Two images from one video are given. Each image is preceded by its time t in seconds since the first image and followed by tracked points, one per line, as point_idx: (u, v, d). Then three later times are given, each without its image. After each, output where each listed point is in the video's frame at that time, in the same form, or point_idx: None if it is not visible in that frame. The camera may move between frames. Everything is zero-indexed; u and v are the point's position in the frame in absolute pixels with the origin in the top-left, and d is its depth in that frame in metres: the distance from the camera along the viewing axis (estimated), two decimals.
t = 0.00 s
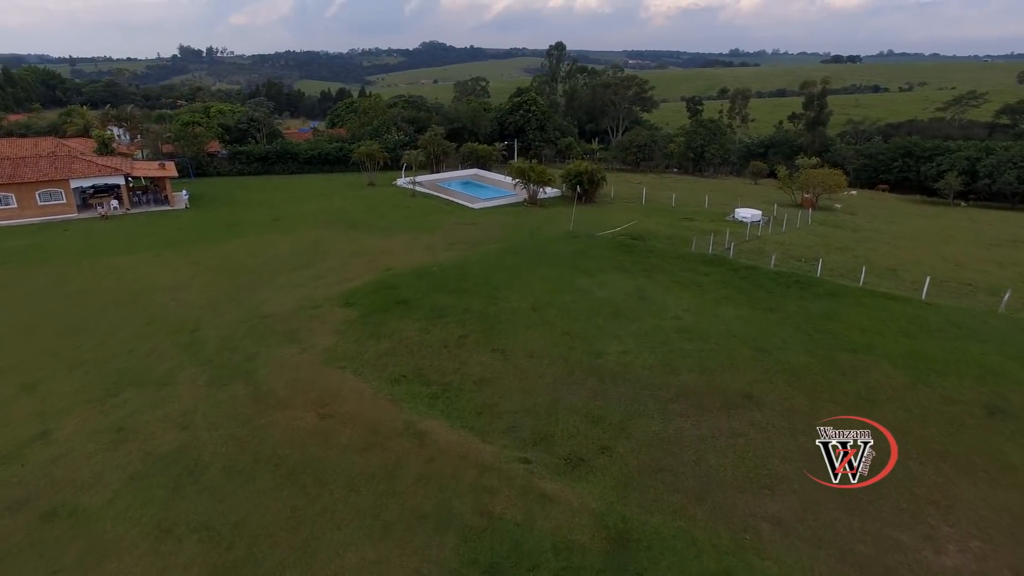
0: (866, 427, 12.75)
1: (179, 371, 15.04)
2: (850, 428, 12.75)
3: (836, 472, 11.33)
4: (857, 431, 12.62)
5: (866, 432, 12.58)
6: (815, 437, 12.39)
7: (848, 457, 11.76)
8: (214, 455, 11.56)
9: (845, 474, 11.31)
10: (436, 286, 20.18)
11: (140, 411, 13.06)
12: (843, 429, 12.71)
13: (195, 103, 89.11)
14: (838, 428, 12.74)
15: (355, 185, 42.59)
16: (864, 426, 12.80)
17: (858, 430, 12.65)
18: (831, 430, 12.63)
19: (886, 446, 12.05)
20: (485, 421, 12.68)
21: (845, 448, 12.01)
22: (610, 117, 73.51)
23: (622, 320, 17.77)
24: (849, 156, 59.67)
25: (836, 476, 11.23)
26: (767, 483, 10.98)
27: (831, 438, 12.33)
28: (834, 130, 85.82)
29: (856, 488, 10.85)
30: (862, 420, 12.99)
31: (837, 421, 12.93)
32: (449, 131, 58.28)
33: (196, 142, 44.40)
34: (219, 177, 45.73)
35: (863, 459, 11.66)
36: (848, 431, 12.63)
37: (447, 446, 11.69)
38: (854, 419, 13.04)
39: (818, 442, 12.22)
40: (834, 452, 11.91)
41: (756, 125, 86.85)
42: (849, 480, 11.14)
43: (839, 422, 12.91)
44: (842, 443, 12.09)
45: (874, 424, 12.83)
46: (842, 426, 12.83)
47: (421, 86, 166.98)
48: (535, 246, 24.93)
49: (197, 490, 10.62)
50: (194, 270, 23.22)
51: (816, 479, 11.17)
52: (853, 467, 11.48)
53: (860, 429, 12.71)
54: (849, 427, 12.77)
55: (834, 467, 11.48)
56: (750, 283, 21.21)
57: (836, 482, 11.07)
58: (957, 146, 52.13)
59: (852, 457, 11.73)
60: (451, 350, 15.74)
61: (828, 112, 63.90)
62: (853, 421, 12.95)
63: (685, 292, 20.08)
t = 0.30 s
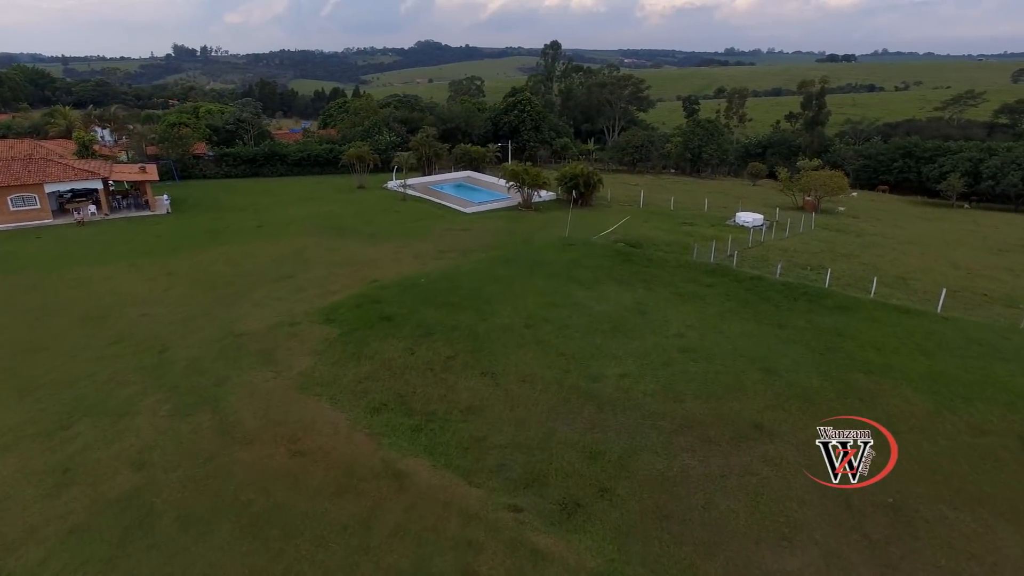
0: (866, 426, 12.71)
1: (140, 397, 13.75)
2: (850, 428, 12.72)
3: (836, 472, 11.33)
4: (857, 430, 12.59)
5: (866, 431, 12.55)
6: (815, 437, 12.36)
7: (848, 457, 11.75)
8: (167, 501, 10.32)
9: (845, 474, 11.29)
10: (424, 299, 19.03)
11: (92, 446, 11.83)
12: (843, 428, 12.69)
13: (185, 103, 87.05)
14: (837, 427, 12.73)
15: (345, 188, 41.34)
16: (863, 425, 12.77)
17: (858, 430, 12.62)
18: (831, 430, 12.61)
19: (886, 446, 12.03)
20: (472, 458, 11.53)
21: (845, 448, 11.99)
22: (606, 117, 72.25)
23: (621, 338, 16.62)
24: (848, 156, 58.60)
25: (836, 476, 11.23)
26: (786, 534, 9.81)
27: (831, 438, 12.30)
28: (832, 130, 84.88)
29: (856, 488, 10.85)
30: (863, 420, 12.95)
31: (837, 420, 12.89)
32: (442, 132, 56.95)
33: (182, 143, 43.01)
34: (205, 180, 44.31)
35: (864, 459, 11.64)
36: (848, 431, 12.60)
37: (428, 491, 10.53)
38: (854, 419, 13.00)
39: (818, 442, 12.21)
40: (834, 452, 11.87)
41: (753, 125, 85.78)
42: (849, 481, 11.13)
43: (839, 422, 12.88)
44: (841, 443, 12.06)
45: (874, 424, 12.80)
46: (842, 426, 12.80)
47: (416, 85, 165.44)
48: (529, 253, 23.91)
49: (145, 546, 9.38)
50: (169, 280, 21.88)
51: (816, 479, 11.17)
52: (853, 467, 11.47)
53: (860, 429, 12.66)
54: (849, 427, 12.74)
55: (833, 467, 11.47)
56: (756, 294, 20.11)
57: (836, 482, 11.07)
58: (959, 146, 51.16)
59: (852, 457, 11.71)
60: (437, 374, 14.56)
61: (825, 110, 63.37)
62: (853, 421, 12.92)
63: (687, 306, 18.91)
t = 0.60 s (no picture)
0: (866, 427, 12.67)
1: (95, 430, 12.43)
2: (850, 428, 12.68)
3: (835, 472, 11.32)
4: (857, 430, 12.55)
5: (866, 432, 12.52)
6: (815, 437, 12.32)
7: (848, 457, 11.72)
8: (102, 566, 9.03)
9: (845, 474, 11.28)
10: (412, 316, 17.81)
11: (29, 493, 10.57)
12: (843, 428, 12.65)
13: (179, 103, 85.40)
14: (838, 428, 12.67)
15: (336, 192, 40.04)
16: (863, 425, 12.74)
17: (858, 430, 12.59)
18: (831, 430, 12.56)
19: (885, 446, 12.01)
20: (456, 507, 10.31)
21: (845, 449, 11.95)
22: (605, 117, 70.96)
23: (623, 362, 15.43)
24: (852, 157, 57.30)
25: (836, 476, 11.22)
26: None
27: (831, 438, 12.27)
28: (834, 130, 83.60)
29: (856, 488, 10.85)
30: (862, 420, 12.93)
31: (837, 420, 12.85)
32: (438, 133, 55.63)
33: (170, 145, 41.53)
34: (193, 183, 42.96)
35: (863, 459, 11.62)
36: (848, 431, 12.56)
37: (406, 551, 9.31)
38: (853, 419, 12.96)
39: (818, 442, 12.18)
40: (834, 452, 11.85)
41: (753, 125, 84.45)
42: (849, 480, 11.13)
43: (839, 422, 12.83)
44: (841, 443, 12.03)
45: (874, 424, 12.76)
46: (842, 426, 12.77)
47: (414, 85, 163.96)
48: (525, 262, 22.78)
49: None
50: (143, 292, 20.55)
51: (816, 479, 11.16)
52: (853, 467, 11.45)
53: (859, 429, 12.63)
54: (849, 427, 12.69)
55: (833, 467, 11.45)
56: (765, 309, 18.91)
57: (836, 482, 11.06)
58: (966, 147, 49.89)
59: (852, 457, 11.69)
60: (422, 405, 13.32)
61: (828, 111, 62.18)
62: (852, 421, 12.88)
63: (693, 324, 17.68)
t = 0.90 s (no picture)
0: (866, 427, 12.64)
1: (33, 473, 10.97)
2: (850, 428, 12.64)
3: (835, 472, 11.28)
4: (857, 430, 12.52)
5: (866, 432, 12.48)
6: (815, 437, 12.27)
7: (848, 457, 11.68)
8: None
9: (845, 474, 11.24)
10: (397, 336, 16.55)
11: None
12: (843, 428, 12.60)
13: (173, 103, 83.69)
14: (838, 428, 12.63)
15: (327, 195, 38.64)
16: (863, 426, 12.70)
17: (858, 430, 12.55)
18: (831, 430, 12.52)
19: (885, 446, 11.97)
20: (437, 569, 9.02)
21: (845, 449, 11.91)
22: (605, 117, 69.65)
23: (624, 390, 14.16)
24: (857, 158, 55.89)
25: (836, 476, 11.19)
26: None
27: (831, 438, 12.23)
28: (837, 131, 82.22)
29: (856, 488, 10.81)
30: (862, 420, 12.89)
31: (837, 420, 12.81)
32: (434, 134, 54.14)
33: (155, 146, 39.89)
34: (181, 185, 41.49)
35: (863, 459, 11.58)
36: (848, 431, 12.51)
37: None
38: (853, 419, 12.93)
39: (818, 442, 12.15)
40: (835, 452, 11.80)
41: (755, 125, 82.97)
42: (849, 480, 11.09)
43: (839, 422, 12.79)
44: (841, 443, 11.99)
45: (874, 424, 12.72)
46: (841, 425, 12.73)
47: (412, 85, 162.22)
48: (521, 273, 21.57)
49: None
50: (110, 304, 19.02)
51: (816, 479, 11.13)
52: (853, 467, 11.41)
53: (859, 429, 12.59)
54: (848, 427, 12.66)
55: (833, 467, 11.41)
56: (777, 329, 17.66)
57: (835, 481, 11.03)
58: (974, 148, 48.49)
59: (852, 457, 11.65)
60: (403, 443, 12.04)
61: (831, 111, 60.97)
62: (852, 421, 12.84)
63: (700, 346, 16.46)
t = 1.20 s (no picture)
0: (866, 427, 12.65)
1: None
2: (851, 428, 12.66)
3: (835, 472, 11.28)
4: (857, 430, 12.54)
5: (866, 432, 12.49)
6: (815, 437, 12.31)
7: (848, 457, 11.69)
8: None
9: (845, 474, 11.25)
10: (385, 355, 15.26)
11: None
12: (843, 428, 12.62)
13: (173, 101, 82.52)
14: (838, 428, 12.66)
15: (324, 198, 37.36)
16: (863, 425, 12.73)
17: (858, 430, 12.56)
18: (831, 430, 12.54)
19: (886, 446, 11.98)
20: None
21: (845, 449, 11.92)
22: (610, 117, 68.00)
23: (633, 421, 12.87)
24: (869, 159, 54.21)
25: (836, 476, 11.19)
26: None
27: (831, 438, 12.25)
28: (848, 131, 80.31)
29: (856, 488, 10.81)
30: (862, 420, 12.91)
31: (837, 420, 12.84)
32: (436, 133, 52.72)
33: (148, 147, 38.73)
34: (176, 186, 40.33)
35: (863, 459, 11.58)
36: (848, 431, 12.54)
37: None
38: (853, 419, 12.95)
39: (818, 442, 12.18)
40: (835, 452, 11.83)
41: (764, 125, 81.18)
42: (849, 480, 11.09)
43: (839, 422, 12.81)
44: (842, 443, 12.01)
45: (874, 424, 12.74)
46: (842, 426, 12.76)
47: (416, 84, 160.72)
48: (523, 283, 20.26)
49: None
50: (87, 313, 17.86)
51: (815, 479, 11.14)
52: (853, 467, 11.42)
53: (860, 429, 12.61)
54: (848, 427, 12.68)
55: (833, 467, 11.42)
56: (799, 351, 16.25)
57: (835, 481, 11.03)
58: (993, 149, 46.67)
59: (852, 457, 11.66)
60: (385, 484, 10.73)
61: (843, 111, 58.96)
62: (852, 421, 12.86)
63: (716, 369, 15.13)
